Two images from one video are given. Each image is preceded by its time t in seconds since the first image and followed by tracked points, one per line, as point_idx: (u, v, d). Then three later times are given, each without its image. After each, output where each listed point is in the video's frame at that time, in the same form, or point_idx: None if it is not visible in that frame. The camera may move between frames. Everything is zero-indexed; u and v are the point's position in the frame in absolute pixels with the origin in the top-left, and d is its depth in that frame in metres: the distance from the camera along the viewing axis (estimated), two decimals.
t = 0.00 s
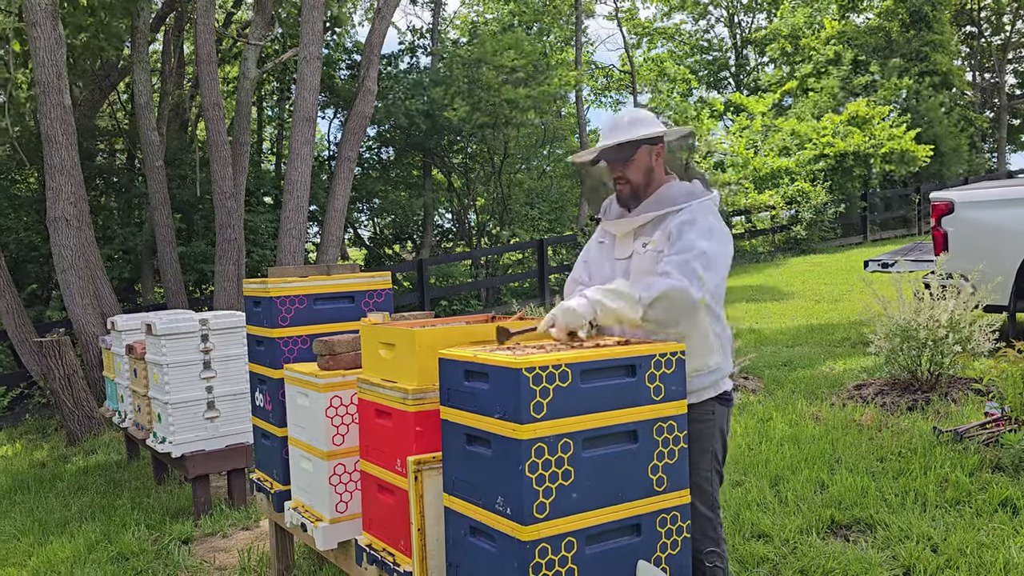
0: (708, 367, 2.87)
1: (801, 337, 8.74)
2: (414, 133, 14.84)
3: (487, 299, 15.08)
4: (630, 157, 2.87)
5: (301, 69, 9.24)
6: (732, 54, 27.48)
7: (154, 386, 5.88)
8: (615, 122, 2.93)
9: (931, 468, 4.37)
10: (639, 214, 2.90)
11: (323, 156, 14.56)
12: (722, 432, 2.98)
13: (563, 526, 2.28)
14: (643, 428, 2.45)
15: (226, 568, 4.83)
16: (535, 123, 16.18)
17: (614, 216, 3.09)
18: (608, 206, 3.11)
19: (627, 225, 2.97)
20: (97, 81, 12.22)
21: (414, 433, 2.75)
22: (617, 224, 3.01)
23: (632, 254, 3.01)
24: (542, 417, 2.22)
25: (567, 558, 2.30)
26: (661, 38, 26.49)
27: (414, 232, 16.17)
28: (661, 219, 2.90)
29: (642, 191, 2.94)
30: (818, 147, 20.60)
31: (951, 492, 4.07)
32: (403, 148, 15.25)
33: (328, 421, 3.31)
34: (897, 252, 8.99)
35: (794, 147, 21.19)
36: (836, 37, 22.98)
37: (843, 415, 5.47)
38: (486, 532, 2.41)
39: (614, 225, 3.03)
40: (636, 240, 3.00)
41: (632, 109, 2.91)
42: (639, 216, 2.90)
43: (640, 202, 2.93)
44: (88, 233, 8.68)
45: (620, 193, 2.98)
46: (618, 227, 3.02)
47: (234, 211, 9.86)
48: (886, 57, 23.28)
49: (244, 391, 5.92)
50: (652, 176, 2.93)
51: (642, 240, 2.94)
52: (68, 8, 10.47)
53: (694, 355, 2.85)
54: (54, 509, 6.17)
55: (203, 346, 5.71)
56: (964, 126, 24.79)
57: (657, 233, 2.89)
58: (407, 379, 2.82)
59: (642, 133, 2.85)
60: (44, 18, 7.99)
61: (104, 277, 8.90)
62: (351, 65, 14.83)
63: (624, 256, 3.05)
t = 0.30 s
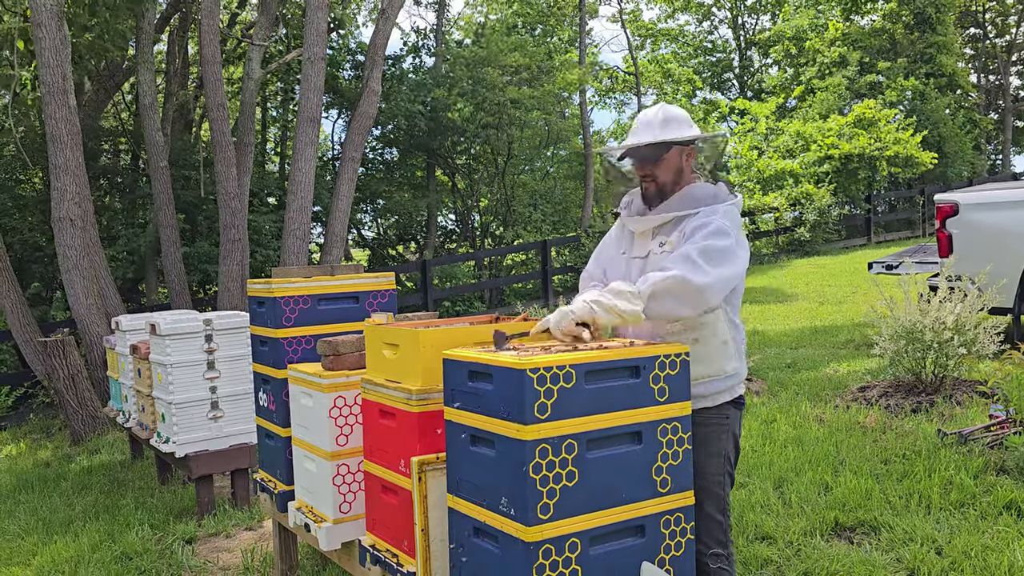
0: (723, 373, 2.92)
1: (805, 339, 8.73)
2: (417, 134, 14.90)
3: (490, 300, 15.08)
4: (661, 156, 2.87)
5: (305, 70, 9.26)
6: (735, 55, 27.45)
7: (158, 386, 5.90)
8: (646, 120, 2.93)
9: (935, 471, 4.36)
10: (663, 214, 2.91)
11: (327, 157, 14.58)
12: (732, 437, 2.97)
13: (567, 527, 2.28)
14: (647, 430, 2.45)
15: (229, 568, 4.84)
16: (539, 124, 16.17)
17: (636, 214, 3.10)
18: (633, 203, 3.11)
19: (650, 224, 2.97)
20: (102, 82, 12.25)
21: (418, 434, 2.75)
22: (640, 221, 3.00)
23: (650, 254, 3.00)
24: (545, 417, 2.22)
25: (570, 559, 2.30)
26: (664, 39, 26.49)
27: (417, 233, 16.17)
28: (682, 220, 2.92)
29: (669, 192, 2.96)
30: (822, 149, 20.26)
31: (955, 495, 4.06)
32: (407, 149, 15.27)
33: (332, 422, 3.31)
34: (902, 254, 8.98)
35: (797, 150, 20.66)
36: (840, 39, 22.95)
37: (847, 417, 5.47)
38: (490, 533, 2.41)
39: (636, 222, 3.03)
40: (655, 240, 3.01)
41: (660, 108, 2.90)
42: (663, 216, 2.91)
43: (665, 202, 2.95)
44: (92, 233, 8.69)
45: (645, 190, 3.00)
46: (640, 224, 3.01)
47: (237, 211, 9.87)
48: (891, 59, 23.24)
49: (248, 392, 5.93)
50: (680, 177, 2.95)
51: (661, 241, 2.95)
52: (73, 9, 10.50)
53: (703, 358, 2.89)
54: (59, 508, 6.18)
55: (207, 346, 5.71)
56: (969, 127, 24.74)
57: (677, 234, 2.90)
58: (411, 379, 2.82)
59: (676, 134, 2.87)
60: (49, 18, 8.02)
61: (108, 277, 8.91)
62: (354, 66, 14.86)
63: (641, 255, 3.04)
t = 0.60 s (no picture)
0: (745, 379, 2.91)
1: (807, 337, 8.72)
2: (419, 133, 14.97)
3: (492, 299, 15.08)
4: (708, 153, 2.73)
5: (306, 68, 9.26)
6: (737, 53, 27.39)
7: (159, 385, 5.90)
8: (695, 112, 2.79)
9: (937, 470, 4.35)
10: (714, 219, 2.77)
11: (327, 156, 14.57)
12: (737, 442, 2.95)
13: (569, 525, 2.27)
14: (649, 429, 2.45)
15: (231, 567, 4.84)
16: (540, 123, 16.13)
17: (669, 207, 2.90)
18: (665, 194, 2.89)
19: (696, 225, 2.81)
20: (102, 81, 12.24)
21: (419, 432, 2.75)
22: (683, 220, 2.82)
23: (691, 255, 2.87)
24: (547, 416, 2.21)
25: (572, 558, 2.29)
26: (665, 37, 26.46)
27: (418, 232, 16.16)
28: (738, 231, 2.83)
29: (711, 191, 2.79)
30: (823, 147, 20.42)
31: (957, 493, 4.05)
32: (407, 148, 15.29)
33: (334, 420, 3.31)
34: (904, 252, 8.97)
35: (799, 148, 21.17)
36: (841, 37, 22.91)
37: (849, 416, 5.46)
38: (492, 532, 2.41)
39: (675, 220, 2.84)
40: (696, 241, 2.87)
41: (716, 102, 2.78)
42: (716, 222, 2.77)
43: (710, 203, 2.78)
44: (93, 231, 8.70)
45: (682, 184, 2.81)
46: (681, 221, 2.83)
47: (238, 210, 9.87)
48: (892, 57, 23.21)
49: (249, 391, 5.93)
50: (722, 179, 2.79)
51: (709, 246, 2.82)
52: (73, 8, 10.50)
53: (733, 364, 2.86)
54: (60, 507, 6.18)
55: (208, 345, 5.71)
56: (970, 125, 24.70)
57: (732, 244, 2.80)
58: (413, 378, 2.81)
59: (725, 133, 2.75)
60: (49, 17, 8.00)
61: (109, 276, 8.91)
62: (355, 64, 14.85)
63: (678, 254, 2.90)
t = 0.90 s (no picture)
0: (744, 379, 2.91)
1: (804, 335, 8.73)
2: (416, 131, 15.02)
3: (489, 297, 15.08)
4: (709, 159, 2.69)
5: (303, 66, 9.26)
6: (735, 51, 27.37)
7: (156, 384, 5.89)
8: (697, 118, 2.75)
9: (933, 467, 4.36)
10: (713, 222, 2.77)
11: (325, 155, 14.58)
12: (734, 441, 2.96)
13: (565, 523, 2.27)
14: (646, 427, 2.45)
15: (228, 565, 4.83)
16: (537, 121, 16.05)
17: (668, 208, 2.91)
18: (664, 195, 2.91)
19: (693, 227, 2.81)
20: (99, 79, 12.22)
21: (416, 431, 2.75)
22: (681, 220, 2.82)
23: (688, 255, 2.87)
24: (544, 414, 2.21)
25: (569, 555, 2.29)
26: (663, 35, 26.45)
27: (416, 230, 16.14)
28: (736, 232, 2.82)
29: (709, 193, 2.80)
30: (821, 145, 20.42)
31: (953, 491, 4.06)
32: (404, 146, 15.30)
33: (330, 419, 3.30)
34: (901, 249, 8.98)
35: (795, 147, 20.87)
36: (838, 35, 22.93)
37: (846, 414, 5.46)
38: (489, 529, 2.41)
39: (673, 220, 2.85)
40: (694, 240, 2.86)
41: (717, 108, 2.74)
42: (713, 224, 2.77)
43: (708, 205, 2.80)
44: (91, 230, 8.68)
45: (680, 187, 2.81)
46: (679, 224, 2.84)
47: (236, 209, 9.86)
48: (889, 55, 23.24)
49: (246, 389, 5.93)
50: (720, 182, 2.79)
51: (708, 245, 2.82)
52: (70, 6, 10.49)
53: (732, 363, 2.86)
54: (57, 505, 6.17)
55: (205, 344, 5.71)
56: (968, 124, 24.74)
57: (730, 244, 2.80)
58: (409, 377, 2.81)
59: (726, 139, 2.72)
60: (46, 14, 7.97)
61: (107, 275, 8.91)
62: (353, 63, 14.85)
63: (676, 254, 2.90)
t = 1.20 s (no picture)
0: (726, 379, 2.91)
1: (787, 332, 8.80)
2: (397, 131, 15.00)
3: (473, 297, 15.07)
4: (694, 159, 2.68)
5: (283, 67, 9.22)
6: (715, 50, 27.50)
7: (137, 388, 5.82)
8: (685, 117, 2.75)
9: (915, 463, 4.39)
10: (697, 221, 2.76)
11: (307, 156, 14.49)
12: (718, 440, 2.97)
13: (551, 525, 2.26)
14: (631, 427, 2.44)
15: (212, 570, 4.78)
16: (519, 121, 15.98)
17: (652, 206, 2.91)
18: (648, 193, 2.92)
19: (677, 226, 2.81)
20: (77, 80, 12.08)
21: (400, 434, 2.73)
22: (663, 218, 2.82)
23: (671, 253, 2.87)
24: (528, 415, 2.21)
25: (554, 557, 2.28)
26: (643, 35, 26.56)
27: (399, 231, 16.07)
28: (719, 232, 2.83)
29: (693, 193, 2.80)
30: (801, 144, 20.57)
31: (935, 486, 4.09)
32: (386, 147, 15.27)
33: (314, 422, 3.27)
34: (881, 246, 9.06)
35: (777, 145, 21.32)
36: (817, 35, 23.14)
37: (829, 411, 5.50)
38: (474, 532, 2.39)
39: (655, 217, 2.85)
40: (677, 240, 2.86)
41: (706, 108, 2.74)
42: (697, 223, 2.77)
43: (691, 204, 2.80)
44: (69, 233, 8.57)
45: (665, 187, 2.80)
46: (663, 223, 2.84)
47: (217, 210, 9.79)
48: (868, 54, 23.47)
49: (228, 392, 5.88)
50: (706, 183, 2.79)
51: (691, 245, 2.82)
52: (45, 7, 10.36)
53: (714, 363, 2.85)
54: (37, 512, 6.09)
55: (187, 347, 5.65)
56: (946, 121, 25.04)
57: (713, 243, 2.80)
58: (393, 379, 2.79)
59: (713, 139, 2.72)
60: (22, 15, 7.86)
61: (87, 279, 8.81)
62: (334, 63, 14.79)
63: (659, 252, 2.90)
